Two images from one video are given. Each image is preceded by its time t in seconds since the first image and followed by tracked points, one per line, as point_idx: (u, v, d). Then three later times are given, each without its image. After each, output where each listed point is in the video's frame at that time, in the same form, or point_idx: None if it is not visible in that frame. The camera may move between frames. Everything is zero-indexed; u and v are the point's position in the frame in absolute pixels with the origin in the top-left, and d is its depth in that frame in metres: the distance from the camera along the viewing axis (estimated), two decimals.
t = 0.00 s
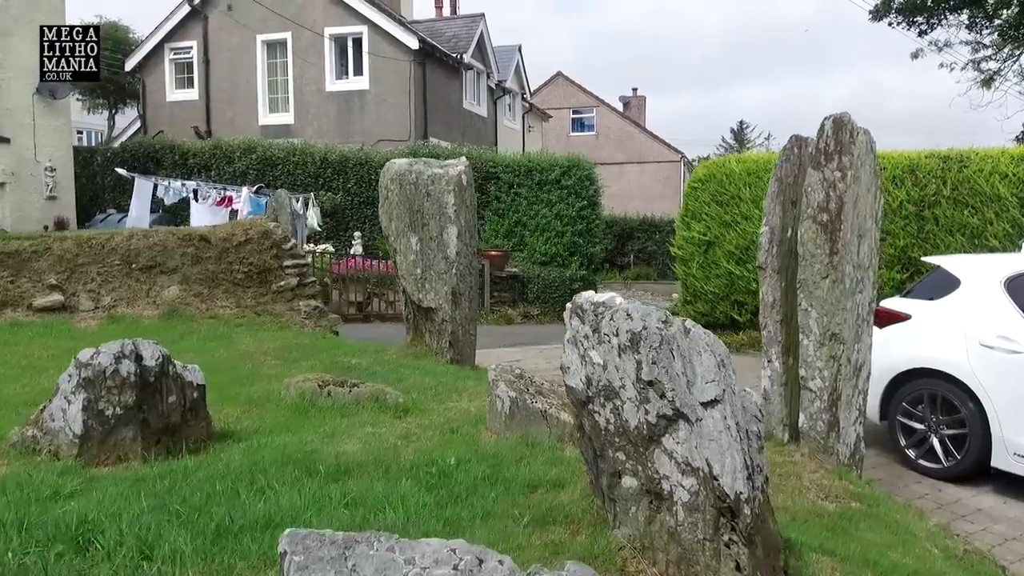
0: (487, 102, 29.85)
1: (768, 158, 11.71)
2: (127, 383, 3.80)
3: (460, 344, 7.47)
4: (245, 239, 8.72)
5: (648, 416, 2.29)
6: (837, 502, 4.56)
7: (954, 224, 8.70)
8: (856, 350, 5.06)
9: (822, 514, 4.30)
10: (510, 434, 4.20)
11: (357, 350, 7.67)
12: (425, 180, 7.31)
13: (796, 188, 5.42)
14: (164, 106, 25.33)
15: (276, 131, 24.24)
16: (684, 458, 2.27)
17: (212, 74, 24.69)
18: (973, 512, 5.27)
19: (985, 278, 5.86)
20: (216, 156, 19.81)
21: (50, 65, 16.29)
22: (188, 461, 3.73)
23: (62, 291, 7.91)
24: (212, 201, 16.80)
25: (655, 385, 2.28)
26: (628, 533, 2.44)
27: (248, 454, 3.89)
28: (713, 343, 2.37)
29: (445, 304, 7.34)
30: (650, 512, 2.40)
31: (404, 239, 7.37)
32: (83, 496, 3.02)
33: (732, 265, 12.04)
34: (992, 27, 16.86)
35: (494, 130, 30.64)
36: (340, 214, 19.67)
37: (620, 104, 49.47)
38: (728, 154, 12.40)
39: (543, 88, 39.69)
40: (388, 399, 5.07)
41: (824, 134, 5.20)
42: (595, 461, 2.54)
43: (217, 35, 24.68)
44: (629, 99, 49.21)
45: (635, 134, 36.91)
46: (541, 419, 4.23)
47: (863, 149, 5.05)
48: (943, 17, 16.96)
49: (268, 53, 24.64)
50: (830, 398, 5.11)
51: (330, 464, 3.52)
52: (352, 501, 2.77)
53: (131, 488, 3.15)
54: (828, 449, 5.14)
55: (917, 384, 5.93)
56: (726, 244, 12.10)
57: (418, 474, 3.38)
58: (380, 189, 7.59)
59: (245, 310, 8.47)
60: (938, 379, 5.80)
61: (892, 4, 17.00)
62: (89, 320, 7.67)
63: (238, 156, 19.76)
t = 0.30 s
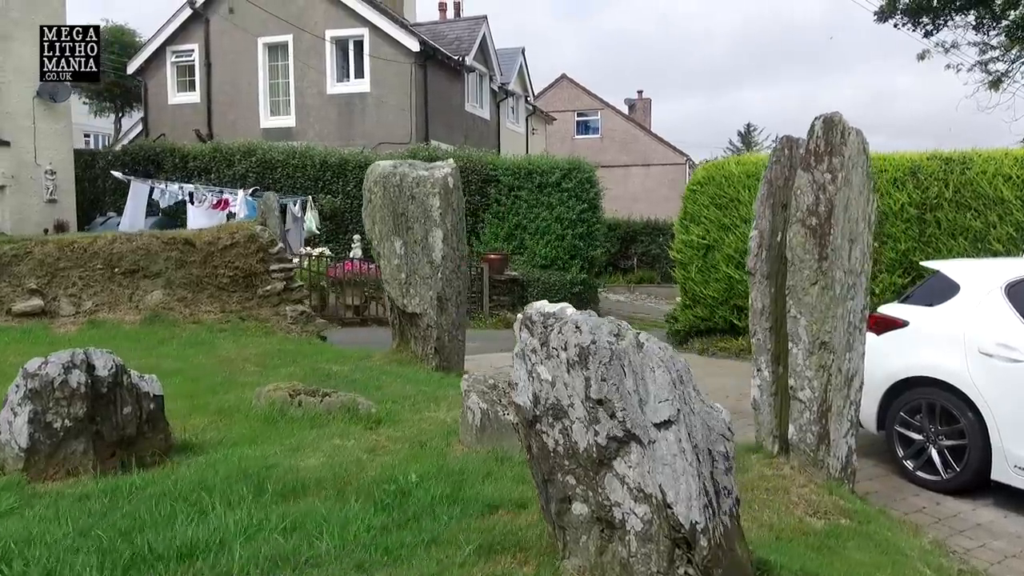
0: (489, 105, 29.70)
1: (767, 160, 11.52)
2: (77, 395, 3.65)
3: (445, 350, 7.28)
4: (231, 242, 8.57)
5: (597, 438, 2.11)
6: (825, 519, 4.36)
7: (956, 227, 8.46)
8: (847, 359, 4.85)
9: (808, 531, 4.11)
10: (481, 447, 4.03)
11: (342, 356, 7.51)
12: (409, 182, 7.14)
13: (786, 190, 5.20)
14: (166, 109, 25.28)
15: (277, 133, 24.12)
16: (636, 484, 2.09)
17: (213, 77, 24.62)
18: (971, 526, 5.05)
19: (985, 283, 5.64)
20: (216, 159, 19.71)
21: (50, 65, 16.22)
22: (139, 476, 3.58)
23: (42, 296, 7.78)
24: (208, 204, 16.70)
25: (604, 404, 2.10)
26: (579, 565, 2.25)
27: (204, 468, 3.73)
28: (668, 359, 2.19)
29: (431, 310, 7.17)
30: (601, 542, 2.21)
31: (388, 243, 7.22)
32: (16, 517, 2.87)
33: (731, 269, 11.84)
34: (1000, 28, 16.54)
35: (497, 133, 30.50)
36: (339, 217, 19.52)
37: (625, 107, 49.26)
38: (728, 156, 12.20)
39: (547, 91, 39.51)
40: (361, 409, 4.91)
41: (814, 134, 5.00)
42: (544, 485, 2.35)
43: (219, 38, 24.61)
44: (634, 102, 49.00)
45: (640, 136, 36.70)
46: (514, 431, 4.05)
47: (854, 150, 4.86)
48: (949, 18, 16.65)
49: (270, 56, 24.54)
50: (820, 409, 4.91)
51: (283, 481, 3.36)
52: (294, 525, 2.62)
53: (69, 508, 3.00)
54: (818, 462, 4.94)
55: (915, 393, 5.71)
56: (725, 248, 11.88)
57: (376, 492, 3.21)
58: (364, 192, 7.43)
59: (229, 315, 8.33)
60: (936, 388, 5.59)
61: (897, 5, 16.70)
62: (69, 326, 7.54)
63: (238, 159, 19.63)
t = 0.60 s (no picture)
0: (496, 105, 29.54)
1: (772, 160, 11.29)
2: (36, 403, 3.53)
3: (437, 354, 7.12)
4: (224, 243, 8.44)
5: (554, 458, 1.94)
6: (820, 533, 4.16)
7: (965, 228, 8.22)
8: (846, 366, 4.66)
9: (802, 548, 3.90)
10: (459, 458, 3.87)
11: (333, 358, 7.37)
12: (400, 182, 6.99)
13: (784, 190, 5.01)
14: (172, 110, 25.28)
15: (284, 134, 24.05)
16: (595, 508, 1.92)
17: (218, 77, 24.58)
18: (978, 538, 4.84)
19: (992, 286, 5.43)
20: (221, 159, 19.64)
21: (50, 66, 15.83)
22: (98, 489, 3.45)
23: (30, 297, 7.67)
24: (209, 204, 16.64)
25: (561, 422, 1.93)
26: None
27: (169, 479, 3.60)
28: (631, 372, 2.02)
29: (422, 313, 7.01)
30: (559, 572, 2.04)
31: (378, 244, 7.05)
32: None
33: (735, 270, 11.61)
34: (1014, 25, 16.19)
35: (504, 133, 30.34)
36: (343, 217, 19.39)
37: (634, 107, 48.99)
38: (732, 155, 11.97)
39: (555, 91, 39.34)
40: (340, 416, 4.76)
41: (811, 132, 4.81)
42: (500, 510, 2.17)
43: (225, 39, 24.58)
44: (643, 102, 48.74)
45: (649, 136, 36.43)
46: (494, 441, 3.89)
47: (853, 147, 4.66)
48: (962, 15, 16.31)
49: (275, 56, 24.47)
50: (817, 418, 4.71)
51: (244, 496, 3.22)
52: (240, 546, 2.53)
53: (16, 523, 2.88)
54: (815, 474, 4.75)
55: (919, 400, 5.50)
56: (729, 249, 11.65)
57: (339, 508, 3.06)
58: (354, 192, 7.27)
59: (221, 318, 8.22)
60: (942, 394, 5.37)
61: (908, 3, 16.41)
62: (57, 328, 7.44)
63: (242, 160, 19.56)
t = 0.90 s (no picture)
0: (505, 106, 29.39)
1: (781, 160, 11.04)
2: None
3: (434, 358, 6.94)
4: (219, 245, 8.33)
5: (515, 480, 1.78)
6: (823, 549, 3.95)
7: (979, 229, 7.95)
8: (852, 373, 4.45)
9: (803, 564, 3.70)
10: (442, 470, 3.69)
11: (327, 362, 7.22)
12: (394, 183, 6.85)
13: (787, 190, 4.82)
14: (181, 112, 25.29)
15: (292, 137, 23.99)
16: (560, 536, 1.74)
17: (227, 80, 24.56)
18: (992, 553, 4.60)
19: (1005, 289, 5.21)
20: (228, 162, 19.58)
21: (50, 66, 15.94)
22: (62, 500, 3.32)
23: (22, 300, 7.57)
24: (214, 206, 16.59)
25: (521, 440, 1.77)
26: None
27: (137, 490, 3.46)
28: (602, 384, 1.83)
29: (417, 316, 6.82)
30: None
31: (372, 245, 6.92)
32: None
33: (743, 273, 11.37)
34: None
35: (513, 135, 30.19)
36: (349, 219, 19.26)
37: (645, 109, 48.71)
38: (740, 156, 11.73)
39: (565, 93, 39.17)
40: (324, 424, 4.60)
41: (814, 129, 4.60)
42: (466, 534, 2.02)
43: (233, 41, 24.56)
44: (654, 103, 48.47)
45: (659, 138, 36.14)
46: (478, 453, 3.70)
47: (858, 144, 4.46)
48: (978, 14, 15.96)
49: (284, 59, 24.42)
50: (821, 428, 4.50)
51: (209, 512, 3.07)
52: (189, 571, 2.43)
53: None
54: (819, 486, 4.53)
55: (930, 408, 5.27)
56: (737, 251, 11.41)
57: (307, 525, 2.90)
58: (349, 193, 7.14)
59: (216, 320, 8.09)
60: (953, 402, 5.15)
61: (921, 2, 16.09)
62: (48, 331, 7.34)
63: (249, 162, 19.50)
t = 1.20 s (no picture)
0: (514, 112, 29.22)
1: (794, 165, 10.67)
2: None
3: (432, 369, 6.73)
4: (216, 253, 8.17)
5: (478, 531, 1.62)
6: None
7: (998, 236, 7.66)
8: (865, 392, 4.21)
9: None
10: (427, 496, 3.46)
11: (323, 374, 7.04)
12: (390, 189, 6.65)
13: (795, 197, 4.59)
14: (191, 119, 25.27)
15: (300, 143, 23.91)
16: None
17: (236, 86, 24.51)
18: None
19: None
20: (236, 168, 19.50)
21: (50, 66, 15.72)
22: (20, 527, 3.13)
23: (14, 308, 7.44)
24: (218, 213, 16.49)
25: (483, 484, 1.61)
26: None
27: (102, 515, 3.28)
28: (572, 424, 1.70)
29: (413, 326, 6.60)
30: None
31: (367, 254, 6.72)
32: None
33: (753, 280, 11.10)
34: None
35: (522, 141, 30.02)
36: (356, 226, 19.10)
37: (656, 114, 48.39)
38: (752, 161, 11.44)
39: (575, 99, 38.98)
40: (308, 443, 4.42)
41: (823, 133, 4.36)
42: None
43: (243, 48, 24.52)
44: (666, 108, 48.14)
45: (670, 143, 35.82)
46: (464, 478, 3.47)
47: (871, 148, 4.22)
48: (995, 17, 15.62)
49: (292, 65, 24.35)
50: (833, 449, 4.24)
51: (172, 545, 2.88)
52: None
53: None
54: (830, 510, 4.28)
55: (947, 424, 4.99)
56: (747, 259, 11.15)
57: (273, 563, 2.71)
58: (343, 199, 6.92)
59: (212, 330, 7.92)
60: (972, 418, 4.88)
61: (936, 5, 15.77)
62: (39, 341, 7.20)
63: (257, 168, 19.42)
